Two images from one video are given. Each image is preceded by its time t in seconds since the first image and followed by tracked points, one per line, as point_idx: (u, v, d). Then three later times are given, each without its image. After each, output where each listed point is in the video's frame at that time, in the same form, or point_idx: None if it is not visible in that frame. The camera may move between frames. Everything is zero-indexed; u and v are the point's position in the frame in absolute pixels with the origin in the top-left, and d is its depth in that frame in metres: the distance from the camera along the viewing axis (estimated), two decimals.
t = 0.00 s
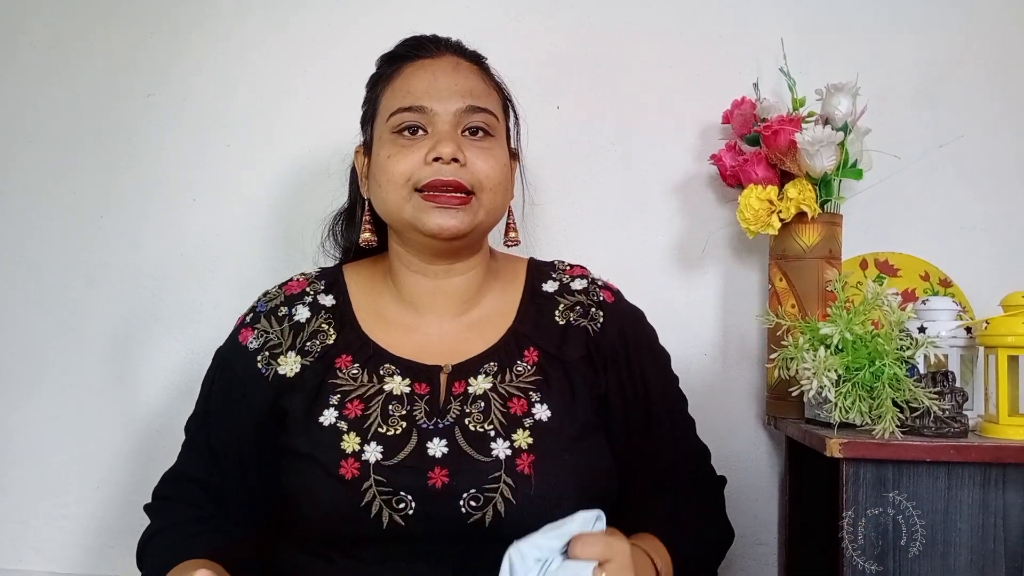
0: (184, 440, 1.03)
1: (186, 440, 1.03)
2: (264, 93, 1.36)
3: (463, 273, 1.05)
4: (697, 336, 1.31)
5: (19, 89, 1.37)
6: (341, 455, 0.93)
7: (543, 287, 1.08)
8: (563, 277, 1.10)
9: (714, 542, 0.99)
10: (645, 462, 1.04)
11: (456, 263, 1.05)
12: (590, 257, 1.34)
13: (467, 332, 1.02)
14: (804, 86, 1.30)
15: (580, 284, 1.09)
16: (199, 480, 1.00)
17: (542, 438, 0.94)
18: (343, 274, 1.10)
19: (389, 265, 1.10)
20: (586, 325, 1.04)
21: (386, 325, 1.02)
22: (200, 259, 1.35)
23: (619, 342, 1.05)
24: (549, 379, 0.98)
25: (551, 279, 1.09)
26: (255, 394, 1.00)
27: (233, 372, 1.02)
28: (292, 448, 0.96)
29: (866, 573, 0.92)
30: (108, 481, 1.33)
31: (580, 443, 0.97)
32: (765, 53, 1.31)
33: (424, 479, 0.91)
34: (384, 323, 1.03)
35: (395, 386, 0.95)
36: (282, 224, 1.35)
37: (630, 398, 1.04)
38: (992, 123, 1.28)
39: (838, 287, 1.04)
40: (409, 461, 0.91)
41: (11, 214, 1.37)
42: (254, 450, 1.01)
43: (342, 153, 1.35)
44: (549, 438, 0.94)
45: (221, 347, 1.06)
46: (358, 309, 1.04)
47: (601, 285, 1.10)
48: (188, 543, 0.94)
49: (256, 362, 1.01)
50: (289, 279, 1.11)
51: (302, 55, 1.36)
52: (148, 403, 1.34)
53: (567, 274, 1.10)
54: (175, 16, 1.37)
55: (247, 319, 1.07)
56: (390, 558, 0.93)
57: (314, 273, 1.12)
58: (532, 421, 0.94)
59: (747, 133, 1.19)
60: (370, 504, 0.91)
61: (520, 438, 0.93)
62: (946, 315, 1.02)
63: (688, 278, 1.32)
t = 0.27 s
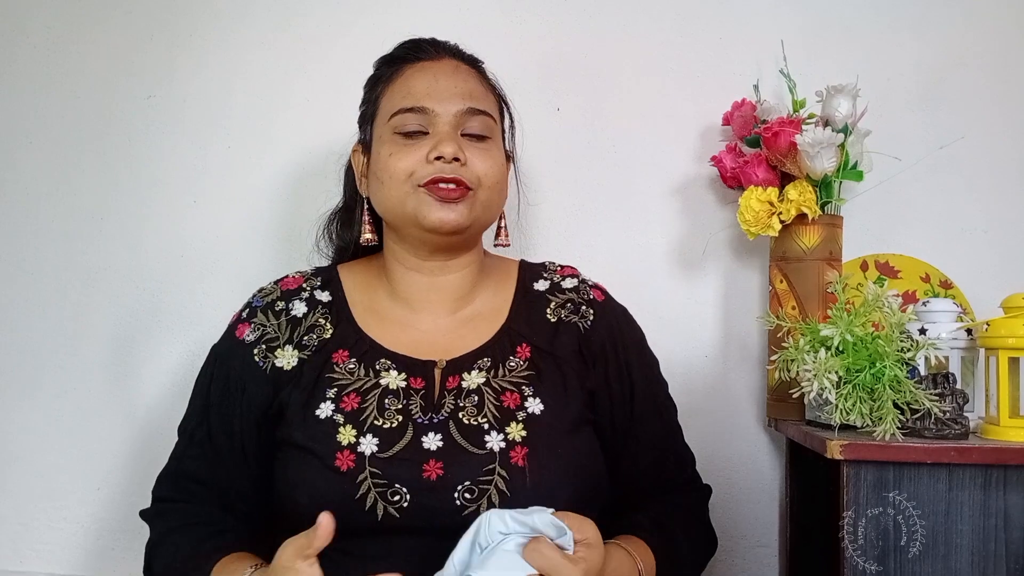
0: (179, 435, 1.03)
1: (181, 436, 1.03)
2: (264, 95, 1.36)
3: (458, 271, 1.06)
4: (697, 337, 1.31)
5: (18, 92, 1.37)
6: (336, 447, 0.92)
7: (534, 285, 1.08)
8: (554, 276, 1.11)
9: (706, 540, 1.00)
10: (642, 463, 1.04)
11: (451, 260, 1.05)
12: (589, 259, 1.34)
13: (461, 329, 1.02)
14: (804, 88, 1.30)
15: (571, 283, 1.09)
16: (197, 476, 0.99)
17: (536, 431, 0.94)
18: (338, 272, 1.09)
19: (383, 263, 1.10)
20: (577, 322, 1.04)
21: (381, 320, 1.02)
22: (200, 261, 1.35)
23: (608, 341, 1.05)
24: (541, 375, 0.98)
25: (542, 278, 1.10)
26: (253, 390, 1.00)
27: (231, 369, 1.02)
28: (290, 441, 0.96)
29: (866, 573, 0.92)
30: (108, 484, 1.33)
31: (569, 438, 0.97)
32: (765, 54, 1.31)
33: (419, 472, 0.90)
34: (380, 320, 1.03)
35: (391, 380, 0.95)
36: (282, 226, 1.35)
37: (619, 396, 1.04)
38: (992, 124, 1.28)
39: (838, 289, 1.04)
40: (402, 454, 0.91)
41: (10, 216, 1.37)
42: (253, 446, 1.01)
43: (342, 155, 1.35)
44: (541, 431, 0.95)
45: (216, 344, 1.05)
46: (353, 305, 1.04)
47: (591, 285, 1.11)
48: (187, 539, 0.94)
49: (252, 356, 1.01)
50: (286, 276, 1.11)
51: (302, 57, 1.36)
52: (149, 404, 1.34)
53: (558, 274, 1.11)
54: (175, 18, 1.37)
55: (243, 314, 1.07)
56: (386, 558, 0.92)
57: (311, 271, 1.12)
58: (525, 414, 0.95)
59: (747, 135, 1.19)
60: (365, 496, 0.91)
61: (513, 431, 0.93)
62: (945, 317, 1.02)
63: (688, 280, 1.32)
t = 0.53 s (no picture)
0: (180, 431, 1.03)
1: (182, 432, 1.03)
2: (264, 96, 1.36)
3: (456, 269, 1.06)
4: (698, 339, 1.31)
5: (19, 92, 1.37)
6: (335, 445, 0.92)
7: (533, 283, 1.08)
8: (554, 273, 1.11)
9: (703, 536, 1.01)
10: (640, 464, 1.04)
11: (450, 259, 1.05)
12: (589, 260, 1.34)
13: (460, 327, 1.02)
14: (804, 89, 1.31)
15: (570, 280, 1.09)
16: (200, 473, 0.99)
17: (534, 427, 0.94)
18: (337, 271, 1.09)
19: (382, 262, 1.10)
20: (576, 318, 1.04)
21: (380, 318, 1.02)
22: (200, 262, 1.35)
23: (605, 336, 1.05)
24: (540, 371, 0.98)
25: (541, 275, 1.10)
26: (254, 386, 1.00)
27: (233, 365, 1.02)
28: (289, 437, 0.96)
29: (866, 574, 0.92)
30: (108, 485, 1.33)
31: (568, 434, 0.97)
32: (765, 56, 1.31)
33: (417, 469, 0.90)
34: (378, 318, 1.02)
35: (392, 377, 0.95)
36: (283, 227, 1.35)
37: (619, 391, 1.04)
38: (992, 125, 1.28)
39: (838, 290, 1.04)
40: (401, 451, 0.91)
41: (10, 217, 1.36)
42: (256, 442, 1.01)
43: (343, 156, 1.35)
44: (539, 428, 0.95)
45: (218, 340, 1.06)
46: (353, 303, 1.04)
47: (590, 282, 1.11)
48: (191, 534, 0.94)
49: (253, 354, 1.01)
50: (287, 274, 1.11)
51: (302, 58, 1.36)
52: (150, 405, 1.34)
53: (558, 271, 1.11)
54: (176, 19, 1.37)
55: (244, 312, 1.07)
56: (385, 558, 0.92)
57: (311, 270, 1.12)
58: (524, 411, 0.95)
59: (747, 136, 1.19)
60: (364, 494, 0.91)
61: (512, 428, 0.93)
62: (946, 318, 1.03)
63: (689, 281, 1.32)
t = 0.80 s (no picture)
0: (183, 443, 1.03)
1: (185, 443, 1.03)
2: (267, 101, 1.36)
3: (458, 273, 1.06)
4: (700, 342, 1.31)
5: (21, 97, 1.37)
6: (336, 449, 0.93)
7: (534, 285, 1.08)
8: (555, 276, 1.11)
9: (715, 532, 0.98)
10: (643, 466, 1.03)
11: (451, 263, 1.05)
12: (591, 263, 1.34)
13: (461, 330, 1.03)
14: (806, 92, 1.31)
15: (572, 282, 1.09)
16: (202, 479, 0.99)
17: (534, 430, 0.94)
18: (338, 275, 1.10)
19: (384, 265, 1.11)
20: (578, 320, 1.04)
21: (382, 323, 1.03)
22: (203, 267, 1.35)
23: (608, 337, 1.05)
24: (542, 373, 0.98)
25: (543, 278, 1.10)
26: (254, 393, 1.00)
27: (233, 374, 1.02)
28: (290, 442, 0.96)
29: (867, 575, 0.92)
30: (111, 489, 1.34)
31: (572, 434, 0.97)
32: (766, 59, 1.31)
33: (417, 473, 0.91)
34: (379, 321, 1.03)
35: (390, 380, 0.95)
36: (286, 231, 1.36)
37: (618, 391, 1.05)
38: (994, 128, 1.28)
39: (840, 294, 1.04)
40: (402, 454, 0.91)
41: (11, 222, 1.36)
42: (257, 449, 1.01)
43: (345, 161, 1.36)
44: (540, 431, 0.95)
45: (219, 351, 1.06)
46: (354, 307, 1.04)
47: (593, 283, 1.11)
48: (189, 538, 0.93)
49: (253, 361, 1.01)
50: (287, 282, 1.11)
51: (305, 63, 1.36)
52: (153, 409, 1.34)
53: (560, 273, 1.11)
54: (178, 24, 1.38)
55: (245, 320, 1.07)
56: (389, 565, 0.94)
57: (312, 276, 1.12)
58: (523, 414, 0.95)
59: (749, 139, 1.19)
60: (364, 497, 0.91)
61: (512, 431, 0.94)
62: (948, 321, 1.03)
63: (690, 284, 1.32)
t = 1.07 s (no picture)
0: (168, 432, 1.01)
1: (170, 433, 1.01)
2: (267, 101, 1.36)
3: (455, 272, 1.06)
4: (701, 342, 1.31)
5: (22, 96, 1.37)
6: (334, 447, 0.92)
7: (530, 287, 1.08)
8: (550, 278, 1.10)
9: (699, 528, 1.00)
10: (643, 464, 1.04)
11: (450, 262, 1.05)
12: (591, 262, 1.34)
13: (458, 329, 1.03)
14: (808, 92, 1.30)
15: (567, 285, 1.09)
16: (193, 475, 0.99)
17: (532, 431, 0.95)
18: (332, 268, 1.09)
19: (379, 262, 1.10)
20: (574, 323, 1.04)
21: (378, 320, 1.02)
22: (204, 267, 1.35)
23: (604, 344, 1.05)
24: (539, 375, 0.98)
25: (538, 280, 1.10)
26: (246, 386, 1.00)
27: (223, 365, 1.01)
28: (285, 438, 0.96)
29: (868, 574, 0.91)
30: (113, 489, 1.34)
31: (569, 435, 0.97)
32: (768, 58, 1.31)
33: (417, 472, 0.91)
34: (375, 318, 1.03)
35: (388, 380, 0.95)
36: (287, 231, 1.36)
37: (613, 395, 1.05)
38: (995, 127, 1.28)
39: (843, 292, 1.04)
40: (402, 454, 0.91)
41: (13, 221, 1.36)
42: (247, 442, 1.01)
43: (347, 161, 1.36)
44: (539, 432, 0.95)
45: (208, 339, 1.04)
46: (349, 303, 1.04)
47: (587, 287, 1.11)
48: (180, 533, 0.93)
49: (244, 352, 1.01)
50: (278, 272, 1.10)
51: (306, 62, 1.36)
52: (154, 409, 1.34)
53: (554, 276, 1.11)
54: (180, 24, 1.37)
55: (235, 309, 1.06)
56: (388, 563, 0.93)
57: (305, 266, 1.12)
58: (522, 415, 0.95)
59: (751, 138, 1.19)
60: (361, 498, 0.91)
61: (512, 431, 0.94)
62: (949, 320, 1.03)
63: (692, 284, 1.32)
